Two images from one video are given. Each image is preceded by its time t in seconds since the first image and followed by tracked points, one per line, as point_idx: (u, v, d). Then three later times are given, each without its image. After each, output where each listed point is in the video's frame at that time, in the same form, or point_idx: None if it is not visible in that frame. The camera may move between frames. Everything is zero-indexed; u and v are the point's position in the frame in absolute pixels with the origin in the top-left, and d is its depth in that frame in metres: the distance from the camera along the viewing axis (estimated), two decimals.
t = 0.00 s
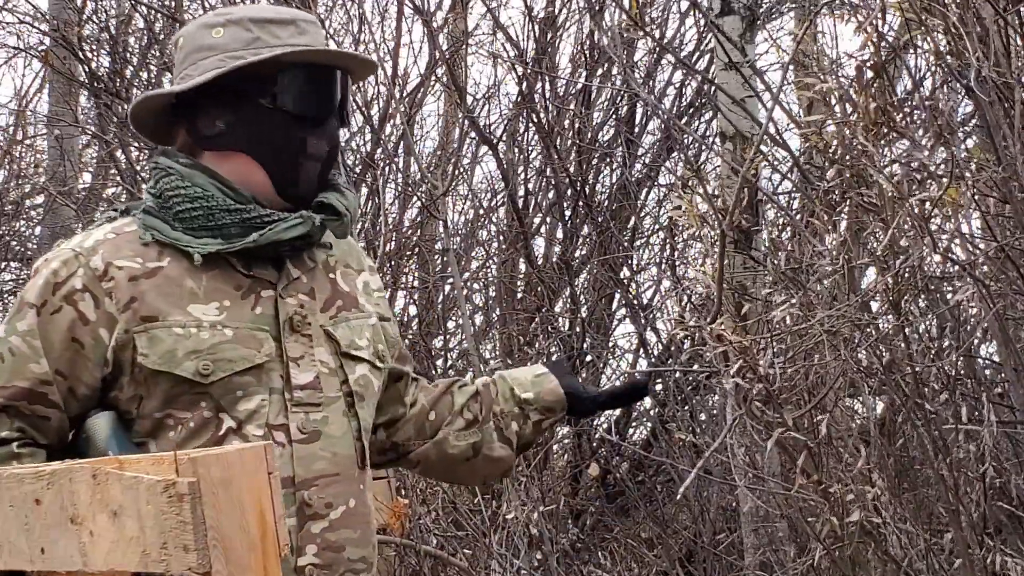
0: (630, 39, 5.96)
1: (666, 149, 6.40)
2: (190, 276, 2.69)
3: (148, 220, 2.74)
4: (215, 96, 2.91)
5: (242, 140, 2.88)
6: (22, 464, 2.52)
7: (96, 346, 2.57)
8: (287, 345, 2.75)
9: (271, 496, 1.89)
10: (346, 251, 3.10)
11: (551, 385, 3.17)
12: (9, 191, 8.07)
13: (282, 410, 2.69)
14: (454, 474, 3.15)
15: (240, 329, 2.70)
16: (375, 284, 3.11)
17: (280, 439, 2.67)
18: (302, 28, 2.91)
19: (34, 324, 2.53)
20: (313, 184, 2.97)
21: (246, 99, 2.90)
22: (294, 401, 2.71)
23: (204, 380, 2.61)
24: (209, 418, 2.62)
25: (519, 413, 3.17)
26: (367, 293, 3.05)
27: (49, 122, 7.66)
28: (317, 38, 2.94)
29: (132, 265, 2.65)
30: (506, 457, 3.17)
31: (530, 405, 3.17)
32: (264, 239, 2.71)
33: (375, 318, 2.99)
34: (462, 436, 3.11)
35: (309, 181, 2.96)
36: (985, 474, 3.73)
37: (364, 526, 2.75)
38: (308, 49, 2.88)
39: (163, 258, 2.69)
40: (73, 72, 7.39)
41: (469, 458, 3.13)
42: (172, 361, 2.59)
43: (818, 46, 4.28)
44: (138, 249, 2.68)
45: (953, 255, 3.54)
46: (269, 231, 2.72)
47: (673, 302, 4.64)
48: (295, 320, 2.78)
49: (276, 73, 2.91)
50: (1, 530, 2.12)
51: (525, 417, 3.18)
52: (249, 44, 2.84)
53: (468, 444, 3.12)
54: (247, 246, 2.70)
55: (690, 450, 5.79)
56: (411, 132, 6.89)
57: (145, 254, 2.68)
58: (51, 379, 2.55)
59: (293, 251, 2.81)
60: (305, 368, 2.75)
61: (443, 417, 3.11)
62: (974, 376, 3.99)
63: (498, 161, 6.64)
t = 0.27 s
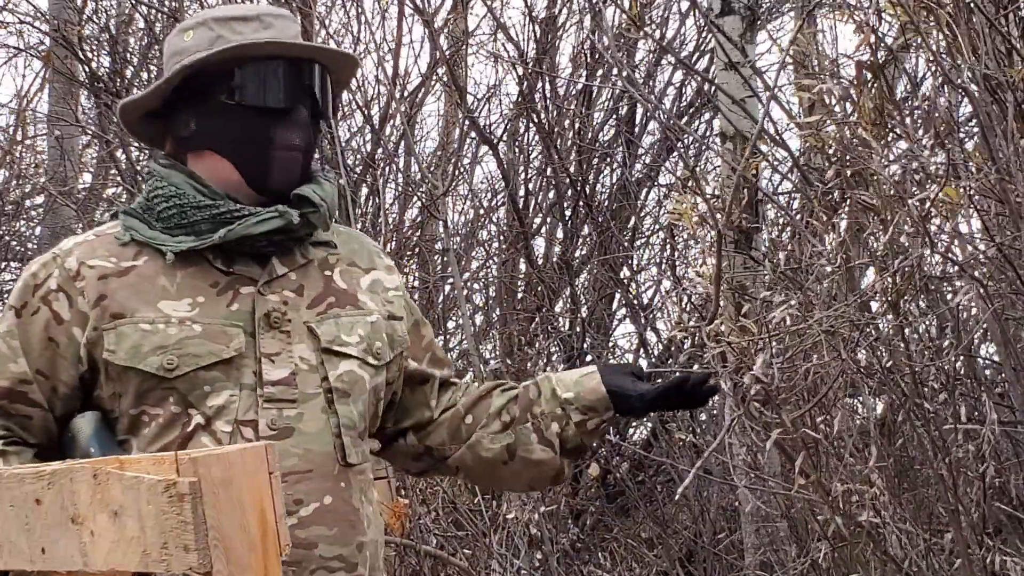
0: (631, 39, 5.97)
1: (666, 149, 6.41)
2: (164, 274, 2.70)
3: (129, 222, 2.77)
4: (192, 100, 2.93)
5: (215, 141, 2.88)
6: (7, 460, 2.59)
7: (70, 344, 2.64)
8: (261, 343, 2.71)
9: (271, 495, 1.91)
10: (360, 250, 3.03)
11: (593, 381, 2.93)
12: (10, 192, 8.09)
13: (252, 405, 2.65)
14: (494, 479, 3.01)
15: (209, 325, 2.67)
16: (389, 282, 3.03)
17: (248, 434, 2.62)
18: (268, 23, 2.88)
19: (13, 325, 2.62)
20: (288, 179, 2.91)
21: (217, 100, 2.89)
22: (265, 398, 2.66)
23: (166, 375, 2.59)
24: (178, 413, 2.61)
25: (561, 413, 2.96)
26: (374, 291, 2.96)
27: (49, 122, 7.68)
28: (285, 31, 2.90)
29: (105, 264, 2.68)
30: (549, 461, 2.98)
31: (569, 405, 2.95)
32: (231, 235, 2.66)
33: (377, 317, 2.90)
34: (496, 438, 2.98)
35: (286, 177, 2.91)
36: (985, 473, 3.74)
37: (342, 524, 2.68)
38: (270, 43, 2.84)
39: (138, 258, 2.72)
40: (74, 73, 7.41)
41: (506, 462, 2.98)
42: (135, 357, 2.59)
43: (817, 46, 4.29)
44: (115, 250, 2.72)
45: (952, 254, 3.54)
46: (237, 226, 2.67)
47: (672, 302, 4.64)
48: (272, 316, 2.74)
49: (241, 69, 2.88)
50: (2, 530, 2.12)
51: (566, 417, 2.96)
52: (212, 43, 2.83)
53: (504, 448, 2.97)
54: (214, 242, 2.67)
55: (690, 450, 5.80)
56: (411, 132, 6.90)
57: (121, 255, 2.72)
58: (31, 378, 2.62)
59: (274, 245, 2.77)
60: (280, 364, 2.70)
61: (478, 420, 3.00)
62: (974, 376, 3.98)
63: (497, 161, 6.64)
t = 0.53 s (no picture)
0: (632, 39, 5.98)
1: (666, 148, 6.41)
2: (149, 278, 2.70)
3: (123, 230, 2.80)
4: (187, 106, 2.92)
5: (201, 145, 2.86)
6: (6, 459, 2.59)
7: (59, 347, 2.67)
8: (237, 345, 2.63)
9: (271, 495, 1.91)
10: (366, 256, 2.91)
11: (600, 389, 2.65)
12: (10, 192, 8.09)
13: (225, 404, 2.58)
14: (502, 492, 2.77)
15: (185, 326, 2.63)
16: (397, 287, 2.89)
17: (217, 434, 2.55)
18: (256, 28, 2.84)
19: (13, 331, 2.70)
20: (270, 184, 2.82)
21: (205, 105, 2.87)
22: (238, 398, 2.58)
23: (139, 375, 2.58)
24: (153, 413, 2.58)
25: (566, 423, 2.69)
26: (375, 294, 2.83)
27: (49, 123, 7.68)
28: (273, 37, 2.85)
29: (94, 269, 2.72)
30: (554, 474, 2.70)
31: (574, 414, 2.68)
32: (208, 238, 2.64)
33: (373, 320, 2.77)
34: (501, 447, 2.75)
35: (267, 184, 2.83)
36: (986, 474, 3.74)
37: (316, 526, 2.54)
38: (251, 48, 2.79)
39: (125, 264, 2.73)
40: (74, 73, 7.41)
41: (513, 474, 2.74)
42: (111, 357, 2.60)
43: (818, 45, 4.28)
44: (106, 255, 2.75)
45: (954, 254, 3.54)
46: (214, 230, 2.64)
47: (672, 302, 4.64)
48: (252, 317, 2.66)
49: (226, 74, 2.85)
50: (2, 530, 2.12)
51: (571, 427, 2.68)
52: (201, 49, 2.83)
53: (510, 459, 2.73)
54: (191, 246, 2.65)
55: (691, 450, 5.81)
56: (411, 132, 6.89)
57: (111, 261, 2.74)
58: (27, 381, 2.67)
59: (258, 248, 2.70)
60: (256, 365, 2.62)
61: (484, 428, 2.79)
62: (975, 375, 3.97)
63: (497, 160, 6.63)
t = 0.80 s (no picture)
0: (632, 39, 5.97)
1: (667, 148, 6.40)
2: (150, 278, 2.72)
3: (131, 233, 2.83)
4: (189, 109, 2.93)
5: (197, 151, 2.86)
6: (18, 457, 2.62)
7: (64, 346, 2.71)
8: (227, 343, 2.62)
9: (270, 496, 1.90)
10: (373, 259, 2.87)
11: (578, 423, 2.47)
12: (10, 191, 8.10)
13: (213, 401, 2.57)
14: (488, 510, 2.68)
15: (178, 323, 2.64)
16: (404, 289, 2.84)
17: (203, 430, 2.54)
18: (250, 33, 2.82)
19: (27, 333, 2.75)
20: (262, 189, 2.80)
21: (201, 110, 2.87)
22: (226, 395, 2.57)
23: (132, 371, 2.59)
24: (145, 409, 2.58)
25: (547, 452, 2.56)
26: (376, 295, 2.79)
27: (49, 122, 7.68)
28: (268, 41, 2.82)
29: (99, 270, 2.76)
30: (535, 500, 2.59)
31: (554, 445, 2.53)
32: (201, 239, 2.64)
33: (371, 321, 2.73)
34: (488, 464, 2.66)
35: (260, 188, 2.80)
36: (986, 473, 3.73)
37: (301, 525, 2.52)
38: (242, 53, 2.77)
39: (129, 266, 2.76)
40: (74, 73, 7.41)
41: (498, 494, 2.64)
42: (106, 354, 2.62)
43: (819, 45, 4.28)
44: (113, 258, 2.79)
45: (955, 253, 3.54)
46: (207, 231, 2.64)
47: (672, 302, 4.64)
48: (244, 316, 2.65)
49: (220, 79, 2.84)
50: (2, 530, 2.11)
51: (551, 457, 2.54)
52: (197, 55, 2.83)
53: (496, 478, 2.63)
54: (185, 247, 2.65)
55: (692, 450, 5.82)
56: (411, 132, 6.88)
57: (118, 262, 2.77)
58: (38, 381, 2.71)
59: (253, 249, 2.70)
60: (244, 363, 2.61)
61: (473, 445, 2.70)
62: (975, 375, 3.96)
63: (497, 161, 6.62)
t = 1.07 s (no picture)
0: (631, 38, 5.97)
1: (666, 148, 6.41)
2: (156, 279, 2.72)
3: (138, 231, 2.83)
4: (197, 107, 2.93)
5: (203, 149, 2.86)
6: (21, 454, 2.60)
7: (69, 344, 2.70)
8: (235, 346, 2.62)
9: (271, 496, 1.89)
10: (377, 265, 2.87)
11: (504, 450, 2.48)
12: (10, 191, 8.09)
13: (221, 404, 2.57)
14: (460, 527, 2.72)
15: (187, 324, 2.64)
16: (408, 294, 2.85)
17: (212, 432, 2.54)
18: (263, 32, 2.83)
19: (30, 329, 2.74)
20: (269, 188, 2.80)
21: (209, 107, 2.87)
22: (234, 398, 2.57)
23: (141, 372, 2.59)
24: (152, 410, 2.58)
25: (486, 478, 2.56)
26: (382, 300, 2.80)
27: (49, 123, 7.68)
28: (280, 41, 2.82)
29: (106, 270, 2.75)
30: (487, 525, 2.61)
31: (489, 472, 2.54)
32: (211, 241, 2.63)
33: (378, 325, 2.74)
34: (450, 486, 2.69)
35: (266, 187, 2.80)
36: (986, 473, 3.73)
37: (309, 529, 2.51)
38: (253, 50, 2.78)
39: (136, 266, 2.75)
40: (74, 73, 7.42)
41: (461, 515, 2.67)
42: (113, 354, 2.62)
43: (818, 45, 4.29)
44: (120, 257, 2.78)
45: (955, 254, 3.55)
46: (216, 233, 2.64)
47: (672, 303, 4.64)
48: (253, 319, 2.65)
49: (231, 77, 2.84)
50: (2, 530, 2.11)
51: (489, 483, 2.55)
52: (208, 52, 2.84)
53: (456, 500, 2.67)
54: (194, 248, 2.65)
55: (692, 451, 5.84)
56: (411, 132, 6.88)
57: (124, 262, 2.77)
58: (41, 378, 2.68)
59: (261, 253, 2.69)
60: (252, 366, 2.61)
61: (444, 461, 2.73)
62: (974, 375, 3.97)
63: (496, 160, 6.62)
